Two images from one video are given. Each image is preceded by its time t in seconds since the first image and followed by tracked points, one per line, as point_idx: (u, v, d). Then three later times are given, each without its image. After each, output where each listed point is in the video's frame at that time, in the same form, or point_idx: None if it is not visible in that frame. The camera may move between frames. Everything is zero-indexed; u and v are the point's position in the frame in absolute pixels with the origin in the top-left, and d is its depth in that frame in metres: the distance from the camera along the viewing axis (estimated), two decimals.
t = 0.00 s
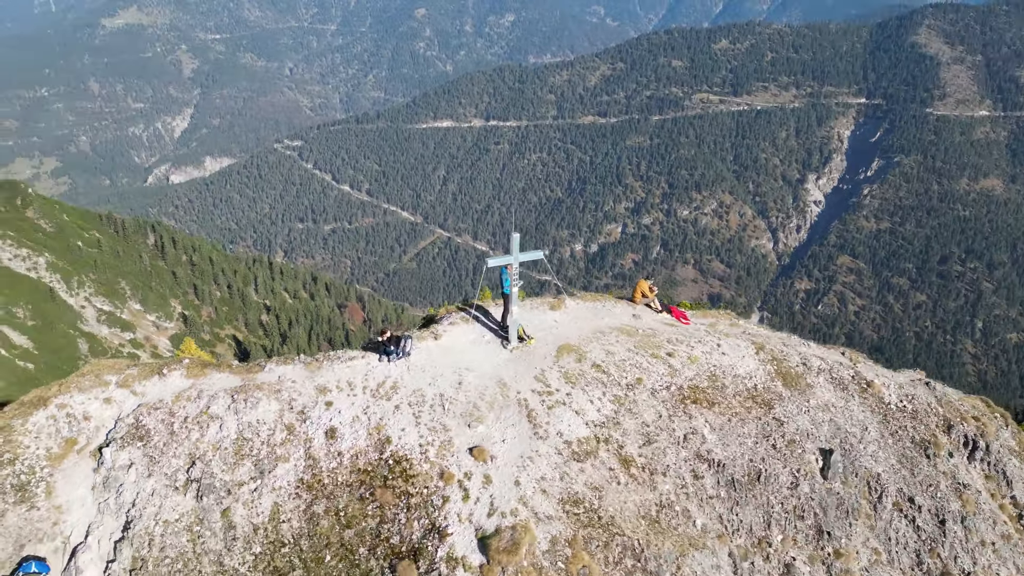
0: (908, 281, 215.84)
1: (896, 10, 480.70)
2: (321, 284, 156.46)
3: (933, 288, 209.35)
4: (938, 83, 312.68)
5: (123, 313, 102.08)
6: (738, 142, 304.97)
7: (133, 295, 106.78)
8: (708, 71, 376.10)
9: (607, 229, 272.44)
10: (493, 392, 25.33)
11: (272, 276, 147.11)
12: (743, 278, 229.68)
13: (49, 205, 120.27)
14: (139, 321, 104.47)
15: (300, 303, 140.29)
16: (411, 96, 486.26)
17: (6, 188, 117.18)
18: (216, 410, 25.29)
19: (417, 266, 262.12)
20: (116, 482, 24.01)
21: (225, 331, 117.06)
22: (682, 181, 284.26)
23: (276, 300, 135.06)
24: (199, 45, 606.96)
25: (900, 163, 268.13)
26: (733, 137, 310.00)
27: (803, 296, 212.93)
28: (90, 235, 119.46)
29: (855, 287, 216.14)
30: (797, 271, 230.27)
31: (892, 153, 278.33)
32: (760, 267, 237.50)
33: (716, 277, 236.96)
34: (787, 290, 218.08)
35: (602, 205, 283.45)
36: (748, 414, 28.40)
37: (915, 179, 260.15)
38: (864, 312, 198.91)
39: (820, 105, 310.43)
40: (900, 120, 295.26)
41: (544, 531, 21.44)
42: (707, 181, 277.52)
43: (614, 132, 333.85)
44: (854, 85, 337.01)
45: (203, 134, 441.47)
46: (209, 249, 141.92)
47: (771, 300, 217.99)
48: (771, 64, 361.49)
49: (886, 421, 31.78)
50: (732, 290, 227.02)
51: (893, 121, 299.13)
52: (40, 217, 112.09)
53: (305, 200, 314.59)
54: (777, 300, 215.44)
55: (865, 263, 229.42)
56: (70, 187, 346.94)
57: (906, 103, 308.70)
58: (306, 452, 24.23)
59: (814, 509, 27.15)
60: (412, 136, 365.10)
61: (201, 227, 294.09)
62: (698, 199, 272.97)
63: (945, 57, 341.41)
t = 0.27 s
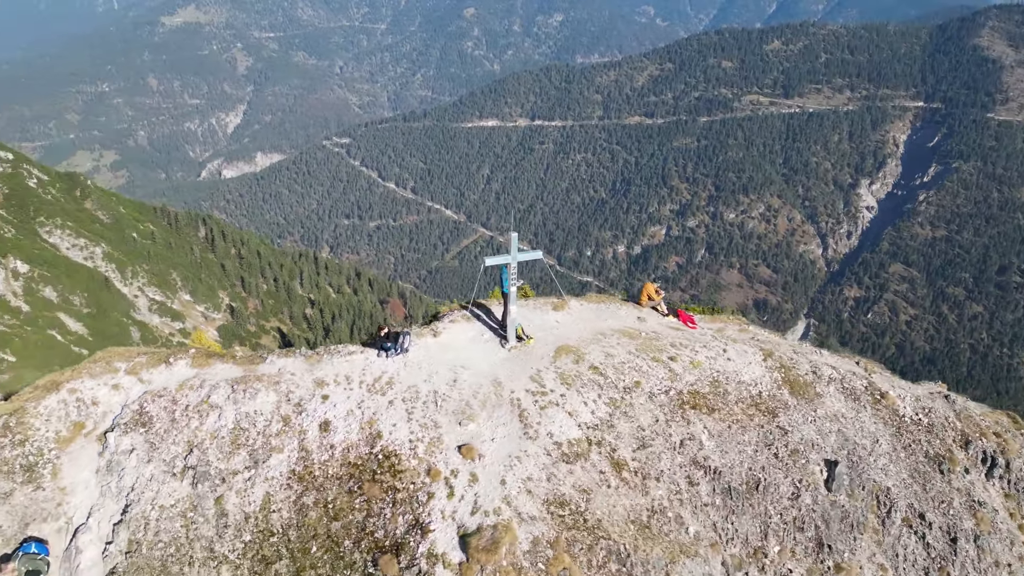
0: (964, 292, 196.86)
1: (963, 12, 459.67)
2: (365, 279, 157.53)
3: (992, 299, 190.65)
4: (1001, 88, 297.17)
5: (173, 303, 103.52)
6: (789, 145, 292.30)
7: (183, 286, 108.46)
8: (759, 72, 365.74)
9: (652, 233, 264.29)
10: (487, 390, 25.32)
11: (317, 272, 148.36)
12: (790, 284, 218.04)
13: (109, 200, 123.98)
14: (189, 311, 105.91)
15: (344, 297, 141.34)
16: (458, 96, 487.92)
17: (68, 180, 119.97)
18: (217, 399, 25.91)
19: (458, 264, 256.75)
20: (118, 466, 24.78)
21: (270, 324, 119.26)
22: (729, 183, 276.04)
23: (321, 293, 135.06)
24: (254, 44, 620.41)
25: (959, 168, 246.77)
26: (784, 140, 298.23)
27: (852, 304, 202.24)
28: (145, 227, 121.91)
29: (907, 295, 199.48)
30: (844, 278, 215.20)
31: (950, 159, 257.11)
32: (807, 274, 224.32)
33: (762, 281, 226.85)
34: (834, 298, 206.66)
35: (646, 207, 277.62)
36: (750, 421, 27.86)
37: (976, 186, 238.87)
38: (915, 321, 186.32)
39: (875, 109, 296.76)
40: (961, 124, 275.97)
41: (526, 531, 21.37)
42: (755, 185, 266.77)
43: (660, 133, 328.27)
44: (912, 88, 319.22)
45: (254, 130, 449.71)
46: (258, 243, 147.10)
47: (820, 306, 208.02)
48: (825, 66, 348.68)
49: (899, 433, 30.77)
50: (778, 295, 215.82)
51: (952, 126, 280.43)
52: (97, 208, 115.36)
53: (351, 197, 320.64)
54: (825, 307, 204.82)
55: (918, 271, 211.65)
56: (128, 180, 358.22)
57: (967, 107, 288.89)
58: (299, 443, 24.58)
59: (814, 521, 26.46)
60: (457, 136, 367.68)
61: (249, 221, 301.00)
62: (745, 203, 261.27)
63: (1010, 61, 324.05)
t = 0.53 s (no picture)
0: None
1: None
2: (407, 276, 158.43)
3: None
4: None
5: (222, 296, 102.18)
6: (841, 150, 281.35)
7: (232, 279, 107.53)
8: (812, 76, 357.32)
9: (696, 235, 262.93)
10: (481, 389, 25.35)
11: (361, 270, 149.99)
12: (840, 292, 211.51)
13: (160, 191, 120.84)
14: (236, 305, 104.67)
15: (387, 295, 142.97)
16: (505, 96, 489.00)
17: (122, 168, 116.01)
18: (217, 388, 26.49)
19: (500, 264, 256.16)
20: (120, 451, 25.52)
21: (314, 318, 119.93)
22: (778, 189, 270.43)
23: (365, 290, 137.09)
24: (306, 43, 631.68)
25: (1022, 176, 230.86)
26: (835, 145, 287.04)
27: (904, 314, 197.00)
28: (197, 221, 120.47)
29: (964, 306, 193.58)
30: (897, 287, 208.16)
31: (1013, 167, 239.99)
32: (857, 281, 216.95)
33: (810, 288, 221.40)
34: (887, 309, 200.59)
35: (691, 210, 276.37)
36: (751, 429, 27.32)
37: None
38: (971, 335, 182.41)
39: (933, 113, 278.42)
40: None
41: (509, 530, 21.32)
42: (804, 191, 261.59)
43: (708, 136, 319.59)
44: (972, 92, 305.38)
45: (304, 129, 458.10)
46: (304, 240, 151.58)
47: (869, 315, 201.47)
48: (880, 69, 337.23)
49: (911, 446, 29.62)
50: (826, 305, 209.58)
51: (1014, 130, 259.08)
52: (152, 202, 111.24)
53: (397, 194, 324.22)
54: (876, 316, 198.73)
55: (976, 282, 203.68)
56: (183, 175, 367.81)
57: None
58: (294, 435, 24.96)
59: (815, 532, 25.59)
60: (503, 136, 369.20)
61: (298, 218, 307.47)
62: (794, 208, 254.96)
63: None
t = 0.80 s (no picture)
0: None
1: None
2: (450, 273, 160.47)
3: None
4: None
5: (267, 290, 110.25)
6: (896, 155, 272.09)
7: (278, 273, 114.98)
8: (867, 78, 346.10)
9: (741, 242, 257.18)
10: (476, 387, 25.40)
11: (403, 266, 151.18)
12: (890, 302, 205.28)
13: (212, 192, 128.50)
14: (281, 298, 112.63)
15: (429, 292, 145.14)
16: (552, 97, 488.27)
17: (176, 171, 123.86)
18: (220, 377, 27.08)
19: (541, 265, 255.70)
20: (125, 435, 26.23)
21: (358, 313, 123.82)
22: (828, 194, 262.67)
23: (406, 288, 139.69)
24: (356, 43, 640.48)
25: None
26: (891, 150, 277.64)
27: (959, 326, 189.68)
28: (246, 217, 129.54)
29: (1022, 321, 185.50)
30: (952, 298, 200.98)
31: None
32: (910, 291, 210.11)
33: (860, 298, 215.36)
34: (940, 320, 193.47)
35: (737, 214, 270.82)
36: (751, 437, 26.82)
37: None
38: None
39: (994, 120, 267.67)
40: None
41: (492, 529, 21.32)
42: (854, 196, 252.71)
43: (757, 138, 312.40)
44: None
45: (353, 128, 464.76)
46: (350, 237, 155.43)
47: (922, 326, 194.74)
48: (940, 73, 325.79)
49: (922, 460, 28.66)
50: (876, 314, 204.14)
51: None
52: (204, 197, 124.02)
53: (441, 194, 327.10)
54: (928, 328, 191.82)
55: None
56: (235, 172, 377.12)
57: None
58: (288, 427, 25.35)
59: (813, 545, 24.82)
60: (547, 138, 368.45)
61: (345, 215, 312.39)
62: (844, 214, 247.36)
63: None
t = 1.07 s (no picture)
0: None
1: None
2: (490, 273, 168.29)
3: None
4: None
5: (312, 285, 120.96)
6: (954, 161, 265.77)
7: (321, 270, 125.56)
8: (925, 82, 335.36)
9: (788, 247, 254.11)
10: (470, 386, 25.42)
11: (444, 266, 156.76)
12: (943, 312, 198.85)
13: (261, 187, 140.43)
14: (324, 293, 123.67)
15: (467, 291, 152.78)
16: (598, 97, 485.84)
17: (227, 166, 137.28)
18: (223, 368, 27.69)
19: (582, 266, 254.44)
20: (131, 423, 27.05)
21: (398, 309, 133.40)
22: (880, 202, 256.72)
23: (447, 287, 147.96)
24: (404, 44, 647.98)
25: None
26: (948, 155, 270.46)
27: (1015, 340, 181.83)
28: (292, 213, 140.06)
29: None
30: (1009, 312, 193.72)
31: None
32: (965, 302, 202.42)
33: (911, 308, 209.10)
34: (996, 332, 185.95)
35: (785, 220, 268.58)
36: (750, 445, 26.22)
37: None
38: None
39: None
40: None
41: (475, 528, 21.26)
42: (907, 205, 247.56)
43: (807, 143, 306.59)
44: None
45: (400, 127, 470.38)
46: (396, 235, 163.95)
47: (976, 338, 187.56)
48: (1001, 78, 314.43)
49: (933, 475, 27.34)
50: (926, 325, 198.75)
51: None
52: (251, 191, 135.55)
53: (484, 193, 328.83)
54: (984, 340, 184.11)
55: None
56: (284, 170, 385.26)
57: None
58: (282, 420, 25.69)
59: (811, 557, 23.95)
60: (592, 138, 367.21)
61: (389, 214, 316.67)
62: (897, 221, 241.74)
63: None
